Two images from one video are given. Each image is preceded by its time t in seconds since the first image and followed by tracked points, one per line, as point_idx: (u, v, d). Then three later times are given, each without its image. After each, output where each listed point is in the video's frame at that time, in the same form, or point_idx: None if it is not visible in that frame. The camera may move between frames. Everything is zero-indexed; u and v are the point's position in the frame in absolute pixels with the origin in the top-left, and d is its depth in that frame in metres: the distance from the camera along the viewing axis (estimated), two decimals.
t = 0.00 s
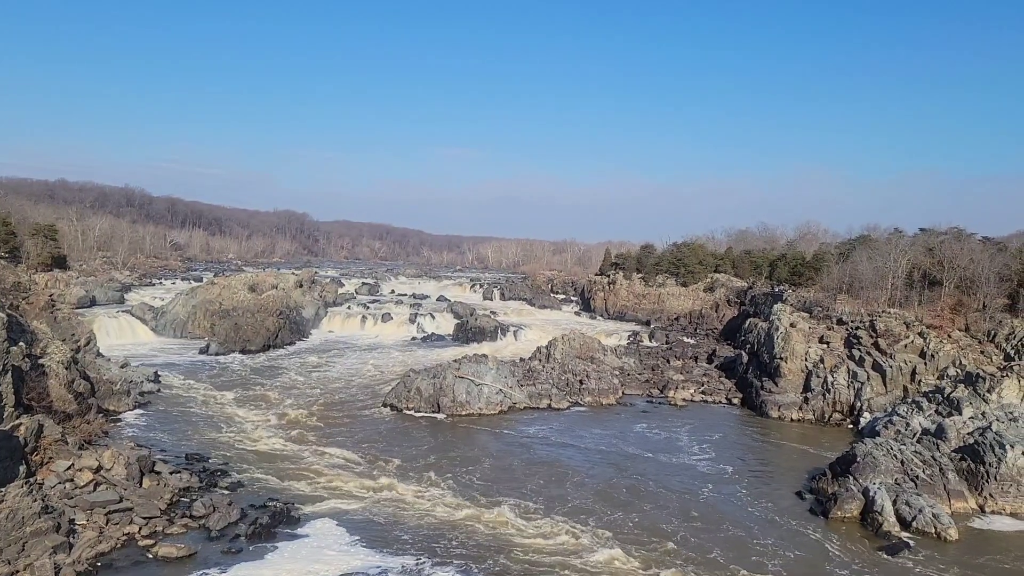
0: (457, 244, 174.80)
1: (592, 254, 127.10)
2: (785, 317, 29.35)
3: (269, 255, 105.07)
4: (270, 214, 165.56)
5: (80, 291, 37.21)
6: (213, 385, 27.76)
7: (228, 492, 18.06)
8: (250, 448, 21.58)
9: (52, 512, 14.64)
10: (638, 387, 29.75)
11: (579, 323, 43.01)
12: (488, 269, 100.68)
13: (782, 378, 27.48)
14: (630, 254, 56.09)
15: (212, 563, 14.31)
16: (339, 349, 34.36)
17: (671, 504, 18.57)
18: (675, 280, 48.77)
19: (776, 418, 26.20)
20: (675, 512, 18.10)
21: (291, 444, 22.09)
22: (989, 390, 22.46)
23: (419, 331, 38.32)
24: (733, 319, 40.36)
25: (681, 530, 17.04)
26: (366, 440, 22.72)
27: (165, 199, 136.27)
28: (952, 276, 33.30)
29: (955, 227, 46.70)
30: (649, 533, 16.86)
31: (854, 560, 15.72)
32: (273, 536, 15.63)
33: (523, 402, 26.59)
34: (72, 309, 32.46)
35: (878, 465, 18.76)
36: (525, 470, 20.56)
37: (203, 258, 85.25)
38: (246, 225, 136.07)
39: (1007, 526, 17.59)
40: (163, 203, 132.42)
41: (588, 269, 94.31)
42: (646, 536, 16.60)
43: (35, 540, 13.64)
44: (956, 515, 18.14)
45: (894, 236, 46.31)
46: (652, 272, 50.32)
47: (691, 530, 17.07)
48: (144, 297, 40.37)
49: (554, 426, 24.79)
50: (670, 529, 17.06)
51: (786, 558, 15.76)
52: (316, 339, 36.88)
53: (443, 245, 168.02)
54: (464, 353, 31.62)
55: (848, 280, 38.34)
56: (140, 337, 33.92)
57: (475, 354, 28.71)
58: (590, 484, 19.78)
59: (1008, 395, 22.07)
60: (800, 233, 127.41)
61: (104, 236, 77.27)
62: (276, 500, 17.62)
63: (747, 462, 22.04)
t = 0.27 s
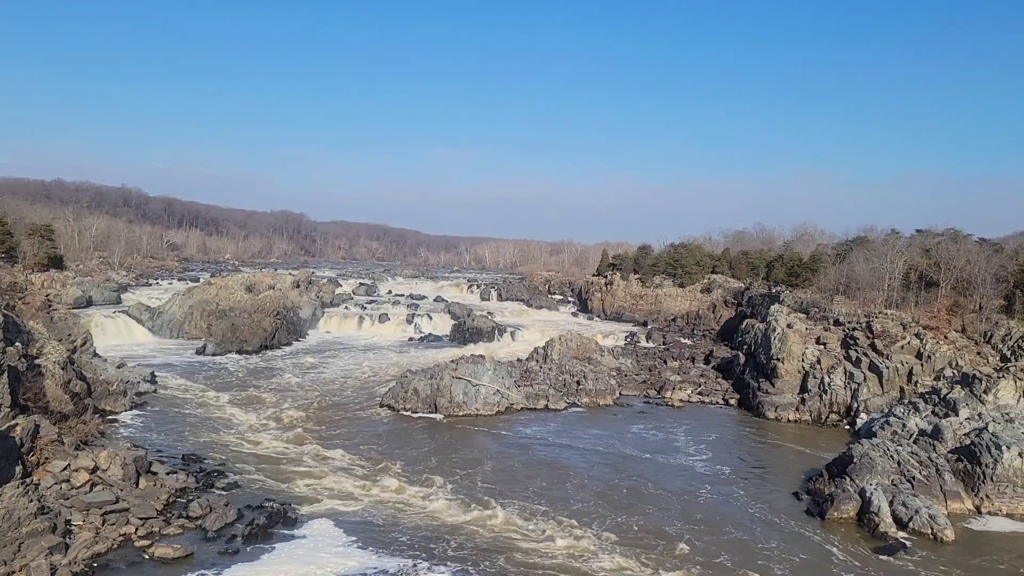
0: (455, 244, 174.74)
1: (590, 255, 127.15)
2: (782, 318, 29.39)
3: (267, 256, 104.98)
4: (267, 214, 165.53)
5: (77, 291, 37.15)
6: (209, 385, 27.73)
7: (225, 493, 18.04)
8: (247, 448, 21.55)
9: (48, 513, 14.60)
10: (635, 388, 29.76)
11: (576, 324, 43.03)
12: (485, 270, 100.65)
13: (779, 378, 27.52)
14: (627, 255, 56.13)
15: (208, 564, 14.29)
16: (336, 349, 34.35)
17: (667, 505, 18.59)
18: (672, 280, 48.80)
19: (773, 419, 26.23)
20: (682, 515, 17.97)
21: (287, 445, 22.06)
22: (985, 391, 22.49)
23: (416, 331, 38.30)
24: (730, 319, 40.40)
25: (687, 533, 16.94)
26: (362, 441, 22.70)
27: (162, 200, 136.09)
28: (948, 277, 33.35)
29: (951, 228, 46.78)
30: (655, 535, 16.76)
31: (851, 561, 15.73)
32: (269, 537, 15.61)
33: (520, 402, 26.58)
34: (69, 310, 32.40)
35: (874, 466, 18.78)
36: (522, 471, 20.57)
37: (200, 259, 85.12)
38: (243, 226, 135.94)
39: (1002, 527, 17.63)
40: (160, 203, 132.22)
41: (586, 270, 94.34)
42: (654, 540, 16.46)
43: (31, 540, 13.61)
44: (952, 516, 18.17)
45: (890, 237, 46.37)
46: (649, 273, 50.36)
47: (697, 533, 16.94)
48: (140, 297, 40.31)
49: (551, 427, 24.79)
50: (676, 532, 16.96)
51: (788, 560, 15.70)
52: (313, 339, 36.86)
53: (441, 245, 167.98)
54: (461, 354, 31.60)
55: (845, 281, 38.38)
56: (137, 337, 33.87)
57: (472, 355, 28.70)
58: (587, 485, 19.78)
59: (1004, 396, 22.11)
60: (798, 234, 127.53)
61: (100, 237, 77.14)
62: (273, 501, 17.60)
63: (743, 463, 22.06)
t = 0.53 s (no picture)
0: (452, 245, 174.68)
1: (587, 255, 127.19)
2: (779, 319, 29.40)
3: (264, 256, 104.87)
4: (262, 214, 165.45)
5: (73, 291, 37.07)
6: (206, 386, 27.69)
7: (221, 493, 18.02)
8: (243, 449, 21.51)
9: (44, 513, 14.56)
10: (632, 389, 29.77)
11: (573, 325, 43.04)
12: (482, 271, 100.60)
13: (776, 380, 27.54)
14: (624, 255, 56.14)
15: (204, 565, 14.26)
16: (333, 350, 34.32)
17: (664, 506, 18.58)
18: (669, 281, 48.82)
19: (769, 420, 26.25)
20: (683, 518, 17.94)
21: (284, 446, 22.03)
22: (981, 392, 22.54)
23: (413, 332, 38.30)
24: (727, 321, 40.43)
25: (687, 535, 16.92)
26: (359, 441, 22.67)
27: (159, 200, 135.90)
28: (945, 278, 33.41)
29: (948, 230, 46.87)
30: (655, 538, 16.73)
31: (848, 562, 15.74)
32: (266, 538, 15.58)
33: (517, 403, 26.56)
34: (65, 309, 32.34)
35: (871, 467, 18.79)
36: (519, 472, 20.57)
37: (197, 259, 85.01)
38: (241, 226, 135.85)
39: (998, 528, 17.66)
40: (157, 203, 132.01)
41: (583, 271, 94.30)
42: (653, 543, 16.44)
43: (27, 541, 13.57)
44: (948, 518, 18.19)
45: (887, 239, 46.44)
46: (646, 274, 50.39)
47: (695, 536, 16.94)
48: (137, 297, 40.23)
49: (548, 428, 24.79)
50: (677, 535, 16.93)
51: (787, 563, 15.68)
52: (310, 339, 36.83)
53: (439, 246, 167.94)
54: (458, 355, 31.59)
55: (842, 282, 38.41)
56: (133, 337, 33.82)
57: (470, 356, 28.69)
58: (583, 486, 19.78)
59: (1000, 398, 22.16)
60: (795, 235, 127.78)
61: (97, 237, 76.99)
62: (269, 502, 17.58)
63: (740, 464, 22.08)
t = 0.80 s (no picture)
0: (449, 246, 174.65)
1: (583, 256, 127.27)
2: (774, 320, 29.44)
3: (259, 257, 104.71)
4: (257, 214, 165.25)
5: (67, 291, 36.95)
6: (200, 386, 27.63)
7: (216, 494, 17.97)
8: (238, 450, 21.45)
9: (38, 514, 14.51)
10: (628, 389, 29.78)
11: (569, 326, 43.05)
12: (478, 271, 100.56)
13: (771, 381, 27.58)
14: (620, 256, 56.19)
15: (199, 565, 14.22)
16: (329, 350, 34.27)
17: (659, 507, 18.59)
18: (665, 282, 48.86)
19: (764, 421, 26.29)
20: (679, 519, 17.93)
21: (279, 446, 21.99)
22: (975, 394, 22.61)
23: (408, 332, 38.26)
24: (722, 322, 40.47)
25: (683, 536, 16.93)
26: (354, 442, 22.64)
27: (154, 200, 135.60)
28: (939, 280, 33.51)
29: (942, 232, 47.01)
30: (651, 538, 16.73)
31: (842, 563, 15.75)
32: (260, 539, 15.55)
33: (512, 404, 26.55)
34: (59, 309, 32.23)
35: (865, 468, 18.82)
36: (514, 473, 20.56)
37: (192, 259, 84.83)
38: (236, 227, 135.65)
39: (992, 529, 17.71)
40: (153, 203, 131.70)
41: (579, 271, 94.34)
42: (655, 545, 16.35)
43: (21, 541, 13.53)
44: (942, 519, 18.23)
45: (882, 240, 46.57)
46: (642, 275, 50.42)
47: (694, 537, 16.88)
48: (132, 297, 40.12)
49: (543, 429, 24.77)
50: (674, 536, 16.91)
51: (782, 564, 15.68)
52: (305, 340, 36.77)
53: (435, 247, 167.92)
54: (453, 355, 31.58)
55: (837, 283, 38.47)
56: (128, 337, 33.75)
57: (465, 356, 28.66)
58: (578, 487, 19.78)
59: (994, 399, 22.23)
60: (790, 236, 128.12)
61: (91, 236, 76.76)
62: (264, 502, 17.54)
63: (735, 465, 22.10)
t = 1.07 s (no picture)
0: (444, 247, 174.61)
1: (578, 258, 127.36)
2: (769, 322, 29.48)
3: (254, 258, 104.53)
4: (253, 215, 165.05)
5: (61, 292, 36.83)
6: (193, 387, 27.56)
7: (209, 495, 17.92)
8: (231, 451, 21.40)
9: (30, 515, 14.45)
10: (622, 391, 29.79)
11: (563, 328, 43.07)
12: (473, 273, 100.57)
13: (765, 383, 27.61)
14: (614, 258, 56.23)
15: (192, 567, 14.18)
16: (323, 352, 34.22)
17: (653, 509, 18.60)
18: (659, 284, 48.91)
19: (758, 423, 26.33)
20: (679, 523, 17.85)
21: (273, 447, 21.96)
22: (969, 396, 22.68)
23: (403, 334, 38.23)
24: (717, 324, 40.52)
25: (684, 540, 16.84)
26: (347, 444, 22.60)
27: (149, 201, 135.32)
28: (933, 282, 33.62)
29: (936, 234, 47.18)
30: (653, 543, 16.59)
31: (837, 565, 15.77)
32: (254, 540, 15.51)
33: (507, 406, 26.54)
34: (52, 310, 32.13)
35: (859, 470, 18.84)
36: (508, 475, 20.54)
37: (186, 260, 84.64)
38: (232, 228, 135.47)
39: (985, 531, 17.75)
40: (148, 204, 131.36)
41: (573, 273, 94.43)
42: (661, 551, 16.16)
43: (13, 542, 13.47)
44: (935, 521, 18.27)
45: (876, 243, 46.69)
46: (637, 277, 50.47)
47: (694, 541, 16.78)
48: (125, 298, 40.00)
49: (537, 431, 24.76)
50: (675, 540, 16.80)
51: (786, 569, 15.57)
52: (299, 341, 36.71)
53: (431, 248, 167.87)
54: (448, 357, 31.56)
55: (831, 285, 38.56)
56: (121, 338, 33.67)
57: (460, 358, 28.65)
58: (572, 489, 19.78)
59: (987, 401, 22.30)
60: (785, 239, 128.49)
61: (85, 237, 76.51)
62: (258, 504, 17.50)
63: (729, 467, 22.11)
